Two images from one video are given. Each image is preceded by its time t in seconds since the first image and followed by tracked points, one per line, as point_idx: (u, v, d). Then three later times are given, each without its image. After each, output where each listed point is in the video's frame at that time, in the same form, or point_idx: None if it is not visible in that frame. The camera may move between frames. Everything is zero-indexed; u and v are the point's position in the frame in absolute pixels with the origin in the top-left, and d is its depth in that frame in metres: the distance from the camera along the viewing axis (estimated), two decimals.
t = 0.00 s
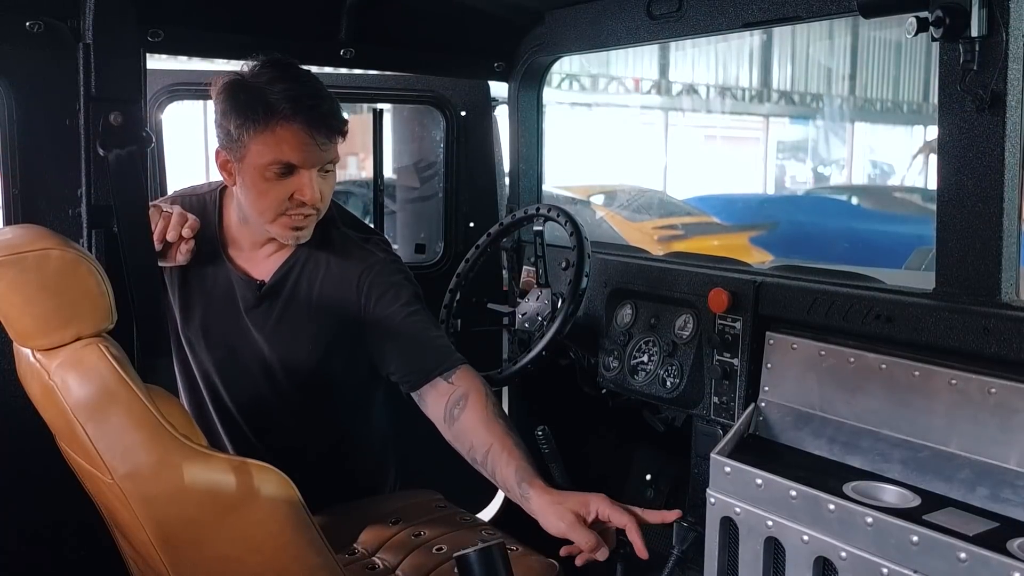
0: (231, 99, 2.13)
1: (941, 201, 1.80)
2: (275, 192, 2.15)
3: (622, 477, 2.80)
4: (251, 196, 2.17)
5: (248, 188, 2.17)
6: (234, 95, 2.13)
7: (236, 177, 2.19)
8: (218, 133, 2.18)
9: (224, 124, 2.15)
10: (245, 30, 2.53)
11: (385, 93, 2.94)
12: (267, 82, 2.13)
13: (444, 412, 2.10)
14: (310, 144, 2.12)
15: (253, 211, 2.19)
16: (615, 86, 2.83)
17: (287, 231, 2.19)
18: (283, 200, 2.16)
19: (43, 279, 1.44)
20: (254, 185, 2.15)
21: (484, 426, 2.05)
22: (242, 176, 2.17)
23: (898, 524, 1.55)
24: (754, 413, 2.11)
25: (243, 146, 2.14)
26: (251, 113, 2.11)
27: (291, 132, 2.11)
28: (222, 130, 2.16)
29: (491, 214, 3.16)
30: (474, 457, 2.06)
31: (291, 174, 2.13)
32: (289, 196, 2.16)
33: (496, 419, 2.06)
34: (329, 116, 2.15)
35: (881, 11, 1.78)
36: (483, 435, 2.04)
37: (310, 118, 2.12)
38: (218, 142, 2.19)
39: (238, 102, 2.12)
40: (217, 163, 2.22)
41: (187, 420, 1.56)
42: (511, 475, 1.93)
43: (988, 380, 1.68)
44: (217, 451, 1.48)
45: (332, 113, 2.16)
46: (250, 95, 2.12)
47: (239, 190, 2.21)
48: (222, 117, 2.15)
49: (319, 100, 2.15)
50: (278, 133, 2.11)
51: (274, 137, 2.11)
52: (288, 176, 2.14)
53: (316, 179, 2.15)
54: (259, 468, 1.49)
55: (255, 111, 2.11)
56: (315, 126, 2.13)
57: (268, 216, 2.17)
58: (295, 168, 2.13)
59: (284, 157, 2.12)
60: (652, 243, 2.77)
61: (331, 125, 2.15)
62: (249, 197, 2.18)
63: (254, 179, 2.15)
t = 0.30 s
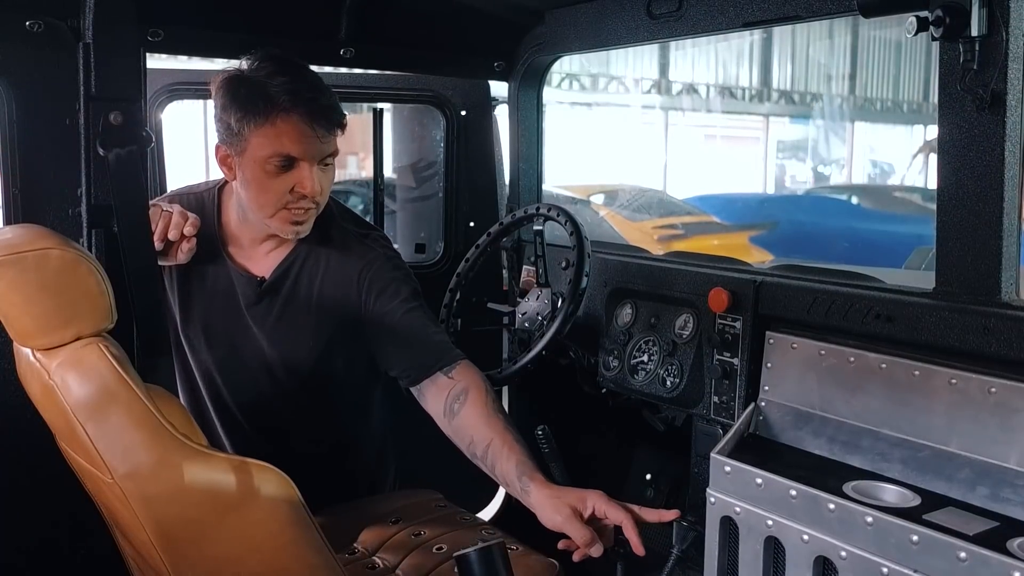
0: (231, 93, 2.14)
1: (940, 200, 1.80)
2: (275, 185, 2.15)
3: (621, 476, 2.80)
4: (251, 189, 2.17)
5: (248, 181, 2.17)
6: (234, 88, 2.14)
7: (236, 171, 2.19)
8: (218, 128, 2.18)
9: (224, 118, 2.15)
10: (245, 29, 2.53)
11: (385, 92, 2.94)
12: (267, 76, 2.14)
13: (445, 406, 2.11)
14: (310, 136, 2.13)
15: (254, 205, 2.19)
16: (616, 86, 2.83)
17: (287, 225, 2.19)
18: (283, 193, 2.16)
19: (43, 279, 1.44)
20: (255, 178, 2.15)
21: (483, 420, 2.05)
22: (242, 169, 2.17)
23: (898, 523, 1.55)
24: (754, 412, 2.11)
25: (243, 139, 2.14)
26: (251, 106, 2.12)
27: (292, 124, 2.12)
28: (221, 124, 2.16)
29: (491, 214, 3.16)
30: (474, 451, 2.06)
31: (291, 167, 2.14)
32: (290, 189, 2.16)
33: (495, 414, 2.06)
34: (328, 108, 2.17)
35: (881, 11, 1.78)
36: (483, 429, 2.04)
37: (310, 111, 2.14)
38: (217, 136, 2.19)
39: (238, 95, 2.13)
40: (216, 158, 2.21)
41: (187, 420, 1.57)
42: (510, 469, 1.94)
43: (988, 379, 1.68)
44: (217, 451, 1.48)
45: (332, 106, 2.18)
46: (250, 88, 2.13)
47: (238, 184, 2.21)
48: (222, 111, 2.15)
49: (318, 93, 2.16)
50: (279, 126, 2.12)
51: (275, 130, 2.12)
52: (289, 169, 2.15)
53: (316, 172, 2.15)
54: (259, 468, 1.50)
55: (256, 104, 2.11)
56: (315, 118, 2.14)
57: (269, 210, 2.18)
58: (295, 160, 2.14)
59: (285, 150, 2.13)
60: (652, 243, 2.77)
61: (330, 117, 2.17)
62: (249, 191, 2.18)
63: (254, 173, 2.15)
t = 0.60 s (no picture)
0: (233, 88, 2.24)
1: (940, 200, 1.80)
2: (279, 177, 2.26)
3: (621, 476, 2.81)
4: (255, 183, 2.27)
5: (251, 175, 2.26)
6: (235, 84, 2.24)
7: (238, 165, 2.28)
8: (219, 125, 2.28)
9: (226, 115, 2.25)
10: (244, 29, 2.53)
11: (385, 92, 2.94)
12: (268, 69, 2.24)
13: (411, 418, 2.39)
14: (312, 129, 2.25)
15: (258, 199, 2.28)
16: (615, 85, 2.83)
17: (290, 218, 2.29)
18: (286, 186, 2.27)
19: (43, 278, 1.45)
20: (258, 172, 2.25)
21: (439, 432, 2.33)
22: (245, 163, 2.27)
23: (898, 523, 1.55)
24: (754, 412, 2.11)
25: (246, 133, 2.24)
26: (254, 100, 2.23)
27: (294, 118, 2.24)
28: (223, 119, 2.26)
29: (491, 213, 3.17)
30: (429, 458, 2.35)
31: (293, 159, 2.26)
32: (293, 182, 2.27)
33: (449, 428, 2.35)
34: (329, 101, 2.30)
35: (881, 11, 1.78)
36: (437, 438, 2.33)
37: (311, 104, 2.26)
38: (219, 132, 2.28)
39: (240, 91, 2.24)
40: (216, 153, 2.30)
41: (185, 418, 1.59)
42: (451, 466, 2.25)
43: (988, 378, 1.68)
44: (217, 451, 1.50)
45: (333, 99, 2.31)
46: (253, 84, 2.24)
47: (240, 179, 2.30)
48: (225, 107, 2.25)
49: (319, 86, 2.29)
50: (281, 119, 2.24)
51: (277, 123, 2.23)
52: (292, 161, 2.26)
53: (318, 164, 2.28)
54: (258, 468, 1.52)
55: (259, 98, 2.23)
56: (315, 112, 2.27)
57: (273, 204, 2.27)
58: (297, 153, 2.25)
59: (287, 142, 2.24)
60: (651, 242, 2.76)
61: (331, 110, 2.30)
62: (252, 185, 2.27)
63: (258, 166, 2.25)
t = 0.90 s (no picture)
0: (244, 87, 2.22)
1: (940, 200, 1.80)
2: (288, 178, 2.25)
3: (620, 475, 2.81)
4: (263, 183, 2.25)
5: (260, 176, 2.25)
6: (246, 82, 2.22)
7: (246, 165, 2.26)
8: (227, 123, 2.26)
9: (235, 113, 2.23)
10: (245, 29, 2.53)
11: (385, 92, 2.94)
12: (278, 71, 2.23)
13: (417, 409, 2.48)
14: (322, 131, 2.25)
15: (265, 199, 2.26)
16: (615, 85, 2.83)
17: (299, 219, 2.28)
18: (295, 187, 2.26)
19: (43, 278, 1.45)
20: (267, 172, 2.24)
21: (453, 418, 2.43)
22: (254, 164, 2.25)
23: (898, 522, 1.55)
24: (754, 411, 2.11)
25: (256, 134, 2.22)
26: (265, 101, 2.21)
27: (305, 119, 2.23)
28: (233, 119, 2.23)
29: (491, 213, 3.17)
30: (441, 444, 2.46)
31: (303, 161, 2.25)
32: (301, 182, 2.26)
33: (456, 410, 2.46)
34: (338, 102, 2.30)
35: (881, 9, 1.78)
36: (448, 423, 2.43)
37: (321, 106, 2.26)
38: (227, 131, 2.25)
39: (251, 91, 2.22)
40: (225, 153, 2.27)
41: (186, 418, 1.60)
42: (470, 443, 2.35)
43: (988, 378, 1.68)
44: (218, 451, 1.51)
45: (342, 101, 2.31)
46: (263, 84, 2.22)
47: (248, 179, 2.28)
48: (235, 107, 2.22)
49: (328, 88, 2.28)
50: (291, 121, 2.22)
51: (288, 124, 2.22)
52: (301, 163, 2.25)
53: (327, 166, 2.27)
54: (259, 468, 1.53)
55: (270, 99, 2.21)
56: (325, 113, 2.26)
57: (280, 204, 2.26)
58: (307, 154, 2.24)
59: (297, 144, 2.23)
60: (650, 242, 2.76)
61: (339, 112, 2.30)
62: (260, 185, 2.26)
63: (267, 167, 2.24)
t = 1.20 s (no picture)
0: (245, 81, 2.24)
1: (940, 199, 1.80)
2: (288, 170, 2.25)
3: (621, 475, 2.81)
4: (263, 176, 2.25)
5: (260, 168, 2.25)
6: (246, 76, 2.24)
7: (247, 159, 2.27)
8: (229, 118, 2.28)
9: (236, 107, 2.24)
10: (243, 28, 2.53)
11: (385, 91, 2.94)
12: (278, 64, 2.25)
13: (427, 404, 2.46)
14: (322, 122, 2.25)
15: (266, 191, 2.26)
16: (616, 85, 2.83)
17: (300, 210, 2.27)
18: (295, 178, 2.26)
19: (43, 278, 1.46)
20: (268, 164, 2.24)
21: (465, 410, 2.41)
22: (255, 157, 2.25)
23: (898, 522, 1.55)
24: (754, 411, 2.12)
25: (256, 126, 2.23)
26: (265, 93, 2.23)
27: (305, 111, 2.24)
28: (234, 113, 2.25)
29: (491, 212, 3.17)
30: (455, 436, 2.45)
31: (303, 152, 2.25)
32: (302, 174, 2.26)
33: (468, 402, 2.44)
34: (339, 95, 2.30)
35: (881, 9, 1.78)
36: (462, 413, 2.40)
37: (321, 98, 2.26)
38: (228, 125, 2.27)
39: (251, 84, 2.23)
40: (226, 147, 2.29)
41: (187, 419, 1.61)
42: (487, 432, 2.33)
43: (988, 378, 1.68)
44: (218, 451, 1.52)
45: (342, 94, 2.31)
46: (263, 76, 2.24)
47: (249, 172, 2.28)
48: (236, 100, 2.24)
49: (328, 81, 2.29)
50: (292, 112, 2.23)
51: (288, 116, 2.23)
52: (302, 154, 2.25)
53: (327, 157, 2.26)
54: (259, 468, 1.53)
55: (270, 91, 2.22)
56: (325, 105, 2.27)
57: (281, 195, 2.26)
58: (307, 146, 2.24)
59: (298, 135, 2.23)
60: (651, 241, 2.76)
61: (340, 104, 2.30)
62: (261, 177, 2.26)
63: (267, 158, 2.24)
